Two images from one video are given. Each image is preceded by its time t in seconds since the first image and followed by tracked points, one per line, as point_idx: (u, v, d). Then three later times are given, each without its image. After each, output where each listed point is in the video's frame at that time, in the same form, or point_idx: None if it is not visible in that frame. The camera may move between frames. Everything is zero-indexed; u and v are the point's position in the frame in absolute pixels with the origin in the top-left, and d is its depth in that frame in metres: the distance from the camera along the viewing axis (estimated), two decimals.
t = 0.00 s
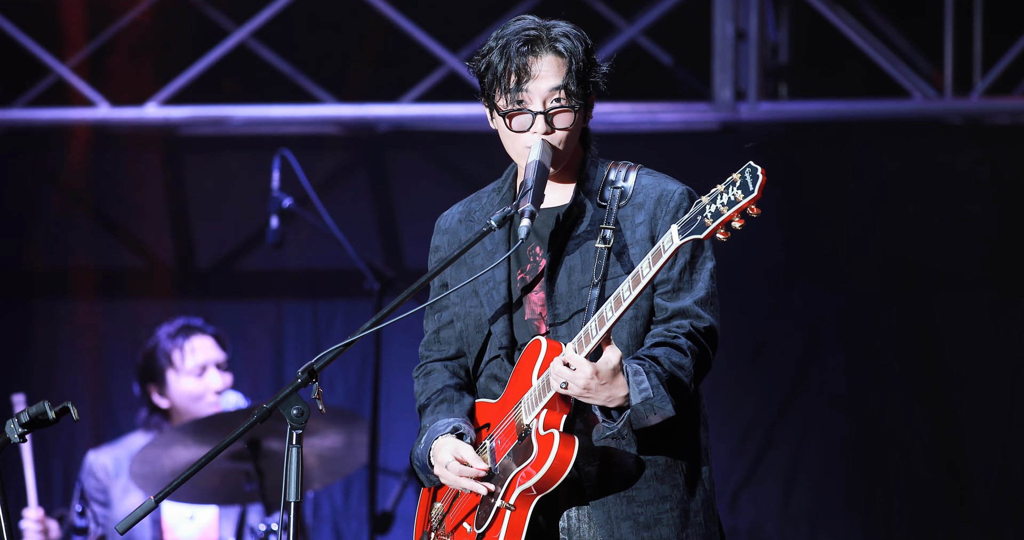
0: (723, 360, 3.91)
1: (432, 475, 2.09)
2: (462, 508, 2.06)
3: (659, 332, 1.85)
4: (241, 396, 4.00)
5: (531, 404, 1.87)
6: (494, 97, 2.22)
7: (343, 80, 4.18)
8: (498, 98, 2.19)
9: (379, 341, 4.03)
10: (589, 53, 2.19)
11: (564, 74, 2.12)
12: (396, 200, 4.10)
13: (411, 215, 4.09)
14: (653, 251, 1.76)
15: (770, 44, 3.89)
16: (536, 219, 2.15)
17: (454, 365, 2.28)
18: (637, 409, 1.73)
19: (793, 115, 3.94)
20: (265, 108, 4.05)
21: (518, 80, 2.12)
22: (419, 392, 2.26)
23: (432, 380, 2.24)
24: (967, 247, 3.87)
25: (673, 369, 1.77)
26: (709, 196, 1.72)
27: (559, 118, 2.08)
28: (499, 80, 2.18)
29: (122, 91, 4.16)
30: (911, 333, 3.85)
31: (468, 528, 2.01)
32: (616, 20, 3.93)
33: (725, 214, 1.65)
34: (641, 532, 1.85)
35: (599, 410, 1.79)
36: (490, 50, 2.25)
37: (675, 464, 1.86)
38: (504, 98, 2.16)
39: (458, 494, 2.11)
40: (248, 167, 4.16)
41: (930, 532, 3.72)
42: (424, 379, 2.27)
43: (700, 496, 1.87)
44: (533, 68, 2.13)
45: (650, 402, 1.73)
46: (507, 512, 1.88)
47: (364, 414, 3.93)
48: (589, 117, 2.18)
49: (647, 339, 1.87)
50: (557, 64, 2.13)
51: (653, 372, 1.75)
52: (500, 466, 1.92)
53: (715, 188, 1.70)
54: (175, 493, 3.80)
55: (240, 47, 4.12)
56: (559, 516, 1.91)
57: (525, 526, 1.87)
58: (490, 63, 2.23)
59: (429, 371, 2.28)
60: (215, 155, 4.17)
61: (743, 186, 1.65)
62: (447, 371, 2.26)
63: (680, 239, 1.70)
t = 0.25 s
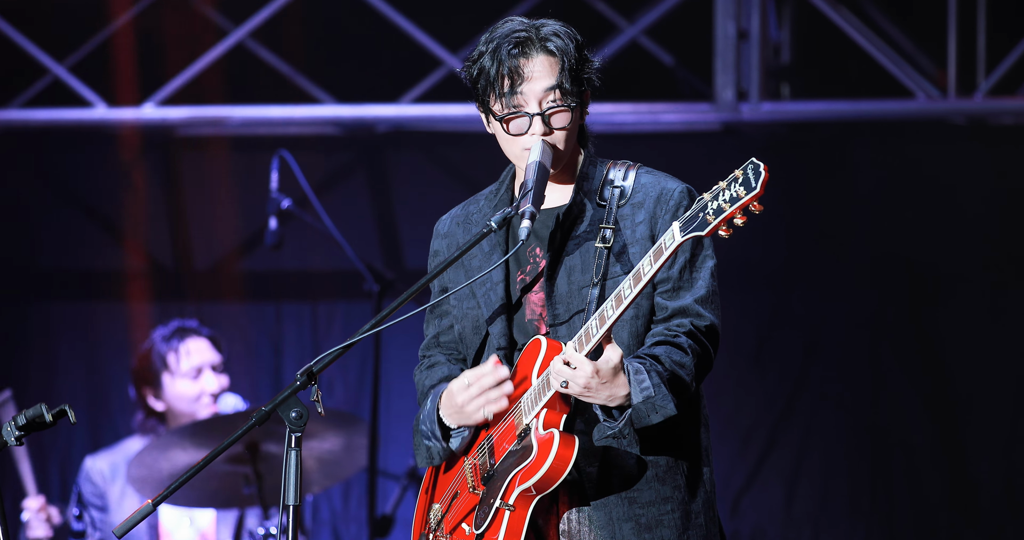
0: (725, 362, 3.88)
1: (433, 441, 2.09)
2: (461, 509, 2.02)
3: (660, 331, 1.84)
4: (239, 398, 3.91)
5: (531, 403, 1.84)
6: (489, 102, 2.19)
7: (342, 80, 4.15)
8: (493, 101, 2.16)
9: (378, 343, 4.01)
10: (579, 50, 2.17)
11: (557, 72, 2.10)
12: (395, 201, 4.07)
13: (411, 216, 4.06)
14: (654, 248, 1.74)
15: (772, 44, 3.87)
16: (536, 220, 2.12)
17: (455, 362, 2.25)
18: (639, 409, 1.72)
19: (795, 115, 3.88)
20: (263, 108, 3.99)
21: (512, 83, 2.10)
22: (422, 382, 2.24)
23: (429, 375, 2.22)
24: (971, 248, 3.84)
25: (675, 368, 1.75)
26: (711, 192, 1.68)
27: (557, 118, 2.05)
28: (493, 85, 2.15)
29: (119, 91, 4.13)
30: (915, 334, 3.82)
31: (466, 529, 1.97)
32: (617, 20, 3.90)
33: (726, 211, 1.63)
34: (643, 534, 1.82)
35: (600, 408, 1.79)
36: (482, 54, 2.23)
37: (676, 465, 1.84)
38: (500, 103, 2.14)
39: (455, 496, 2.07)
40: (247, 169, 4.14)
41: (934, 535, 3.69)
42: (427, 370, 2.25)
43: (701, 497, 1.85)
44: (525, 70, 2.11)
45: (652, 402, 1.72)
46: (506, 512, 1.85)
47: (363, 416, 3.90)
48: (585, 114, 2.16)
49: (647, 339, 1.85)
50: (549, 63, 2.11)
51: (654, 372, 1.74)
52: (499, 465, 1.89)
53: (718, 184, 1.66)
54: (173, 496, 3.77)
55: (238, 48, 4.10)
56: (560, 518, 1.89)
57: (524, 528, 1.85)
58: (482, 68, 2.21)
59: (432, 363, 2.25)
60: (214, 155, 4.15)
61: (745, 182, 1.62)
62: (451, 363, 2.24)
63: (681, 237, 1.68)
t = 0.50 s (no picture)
0: (726, 365, 3.86)
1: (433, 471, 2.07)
2: (461, 515, 2.02)
3: (656, 335, 1.83)
4: (237, 401, 3.94)
5: (533, 408, 1.84)
6: (490, 102, 2.18)
7: (341, 81, 4.13)
8: (496, 104, 2.15)
9: (377, 345, 3.98)
10: (585, 55, 2.14)
11: (562, 79, 2.08)
12: (394, 202, 4.05)
13: (410, 218, 4.03)
14: (655, 250, 1.74)
15: (773, 44, 3.85)
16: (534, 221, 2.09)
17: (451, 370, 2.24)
18: (644, 415, 1.71)
19: (796, 116, 3.90)
20: (262, 110, 4.03)
21: (516, 89, 2.08)
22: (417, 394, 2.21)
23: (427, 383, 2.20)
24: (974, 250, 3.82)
25: (678, 373, 1.74)
26: (711, 193, 1.68)
27: (558, 124, 2.03)
28: (496, 87, 2.14)
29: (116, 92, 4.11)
30: (917, 337, 3.79)
31: (467, 536, 1.97)
32: (617, 20, 3.89)
33: (728, 212, 1.63)
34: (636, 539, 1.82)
35: (604, 410, 1.76)
36: (487, 54, 2.21)
37: (673, 470, 1.83)
38: (502, 105, 2.12)
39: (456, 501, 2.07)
40: (245, 170, 4.11)
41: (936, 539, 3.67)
42: (423, 382, 2.22)
43: (698, 503, 1.84)
44: (531, 75, 2.08)
45: (657, 410, 1.71)
46: (508, 518, 1.85)
47: (362, 419, 3.87)
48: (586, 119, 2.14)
49: (644, 342, 1.85)
50: (553, 68, 2.09)
51: (660, 379, 1.71)
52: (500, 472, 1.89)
53: (718, 185, 1.67)
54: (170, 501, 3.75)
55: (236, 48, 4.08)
56: (561, 523, 1.90)
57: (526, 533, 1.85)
58: (487, 68, 2.19)
59: (427, 373, 2.23)
60: (211, 157, 4.12)
61: (746, 183, 1.63)
62: (446, 373, 2.22)
63: (683, 238, 1.67)
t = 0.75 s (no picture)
0: (728, 368, 3.83)
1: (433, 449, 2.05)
2: (459, 513, 2.00)
3: (653, 332, 1.81)
4: (236, 404, 3.91)
5: (530, 405, 1.83)
6: (489, 104, 2.16)
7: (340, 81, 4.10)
8: (494, 105, 2.13)
9: (377, 347, 3.96)
10: (581, 53, 2.12)
11: (559, 76, 2.06)
12: (394, 203, 4.03)
13: (410, 219, 4.01)
14: (656, 245, 1.73)
15: (775, 45, 3.84)
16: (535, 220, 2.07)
17: (454, 365, 2.20)
18: (633, 413, 1.70)
19: (797, 117, 3.88)
20: (261, 111, 3.99)
21: (514, 88, 2.06)
22: (420, 386, 2.16)
23: (431, 381, 2.13)
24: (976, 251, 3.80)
25: (671, 372, 1.73)
26: (713, 188, 1.66)
27: (558, 121, 2.01)
28: (494, 88, 2.12)
29: (115, 93, 4.09)
30: (920, 339, 3.78)
31: (465, 533, 1.95)
32: (617, 20, 3.87)
33: (730, 207, 1.60)
34: (629, 537, 1.81)
35: (594, 406, 1.77)
36: (483, 54, 2.19)
37: (669, 467, 1.81)
38: (501, 106, 2.10)
39: (455, 499, 2.04)
40: (243, 171, 4.08)
41: None
42: (427, 374, 2.18)
43: (693, 501, 1.82)
44: (527, 74, 2.07)
45: (647, 408, 1.70)
46: (506, 514, 1.83)
47: (361, 422, 3.85)
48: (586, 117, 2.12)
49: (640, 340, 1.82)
50: (550, 66, 2.07)
51: (653, 379, 1.71)
52: (497, 470, 1.89)
53: (720, 180, 1.64)
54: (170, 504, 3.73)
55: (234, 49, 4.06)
56: (558, 523, 1.89)
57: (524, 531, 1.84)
58: (484, 68, 2.17)
59: (431, 366, 2.19)
60: (210, 157, 4.10)
61: (748, 178, 1.60)
62: (450, 366, 2.17)
63: (684, 233, 1.66)
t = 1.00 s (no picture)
0: (732, 371, 3.81)
1: (439, 465, 2.03)
2: (467, 520, 1.98)
3: (658, 333, 1.79)
4: (237, 408, 3.80)
5: (536, 408, 1.82)
6: (490, 110, 2.14)
7: (343, 82, 4.08)
8: (495, 110, 2.11)
9: (379, 350, 3.93)
10: (579, 53, 2.11)
11: (558, 77, 2.04)
12: (397, 205, 4.00)
13: (412, 221, 3.99)
14: (656, 240, 1.71)
15: (780, 46, 3.80)
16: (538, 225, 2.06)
17: (458, 375, 2.14)
18: (639, 411, 1.67)
19: (802, 119, 3.82)
20: (264, 113, 3.93)
21: (515, 91, 2.05)
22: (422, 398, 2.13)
23: (434, 386, 2.12)
24: (983, 254, 3.77)
25: (677, 371, 1.70)
26: (712, 178, 1.65)
27: (561, 122, 1.99)
28: (495, 93, 2.10)
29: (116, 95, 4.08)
30: (926, 342, 3.75)
31: None
32: (622, 22, 3.83)
33: (730, 195, 1.59)
34: None
35: (600, 407, 1.75)
36: (481, 60, 2.18)
37: (678, 469, 1.79)
38: (503, 111, 2.08)
39: (463, 507, 2.03)
40: (245, 173, 4.06)
41: None
42: (429, 385, 2.13)
43: (704, 503, 1.80)
44: (527, 76, 2.05)
45: (653, 406, 1.67)
46: (515, 519, 1.81)
47: (364, 425, 3.82)
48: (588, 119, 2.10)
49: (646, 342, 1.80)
50: (549, 68, 2.05)
51: (659, 378, 1.68)
52: (505, 474, 1.88)
53: (719, 170, 1.63)
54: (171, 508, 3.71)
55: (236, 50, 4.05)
56: (567, 528, 1.87)
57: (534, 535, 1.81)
58: (483, 75, 2.16)
59: (435, 377, 2.14)
60: (212, 159, 4.08)
61: (747, 165, 1.59)
62: (452, 376, 2.13)
63: (685, 224, 1.63)
